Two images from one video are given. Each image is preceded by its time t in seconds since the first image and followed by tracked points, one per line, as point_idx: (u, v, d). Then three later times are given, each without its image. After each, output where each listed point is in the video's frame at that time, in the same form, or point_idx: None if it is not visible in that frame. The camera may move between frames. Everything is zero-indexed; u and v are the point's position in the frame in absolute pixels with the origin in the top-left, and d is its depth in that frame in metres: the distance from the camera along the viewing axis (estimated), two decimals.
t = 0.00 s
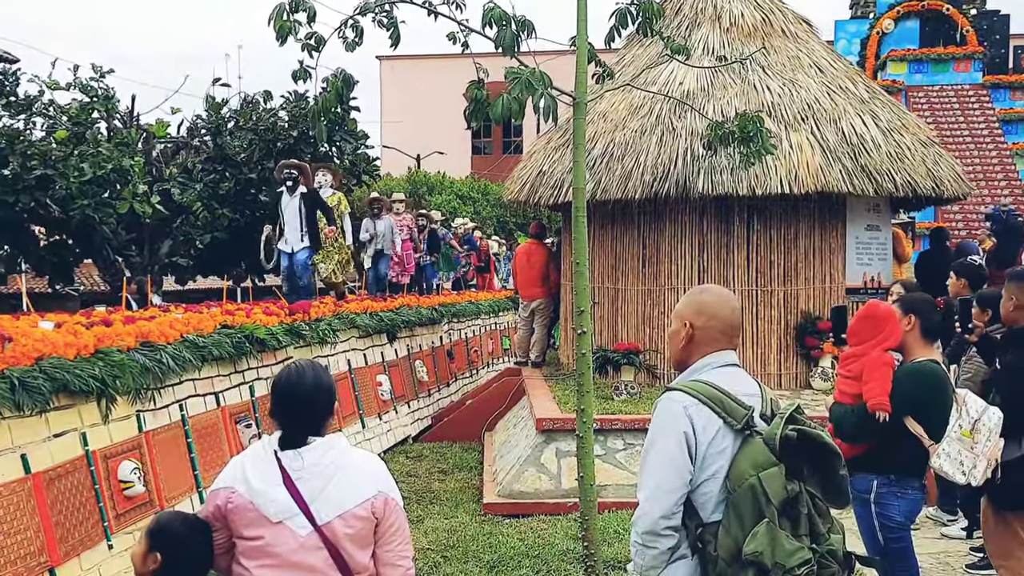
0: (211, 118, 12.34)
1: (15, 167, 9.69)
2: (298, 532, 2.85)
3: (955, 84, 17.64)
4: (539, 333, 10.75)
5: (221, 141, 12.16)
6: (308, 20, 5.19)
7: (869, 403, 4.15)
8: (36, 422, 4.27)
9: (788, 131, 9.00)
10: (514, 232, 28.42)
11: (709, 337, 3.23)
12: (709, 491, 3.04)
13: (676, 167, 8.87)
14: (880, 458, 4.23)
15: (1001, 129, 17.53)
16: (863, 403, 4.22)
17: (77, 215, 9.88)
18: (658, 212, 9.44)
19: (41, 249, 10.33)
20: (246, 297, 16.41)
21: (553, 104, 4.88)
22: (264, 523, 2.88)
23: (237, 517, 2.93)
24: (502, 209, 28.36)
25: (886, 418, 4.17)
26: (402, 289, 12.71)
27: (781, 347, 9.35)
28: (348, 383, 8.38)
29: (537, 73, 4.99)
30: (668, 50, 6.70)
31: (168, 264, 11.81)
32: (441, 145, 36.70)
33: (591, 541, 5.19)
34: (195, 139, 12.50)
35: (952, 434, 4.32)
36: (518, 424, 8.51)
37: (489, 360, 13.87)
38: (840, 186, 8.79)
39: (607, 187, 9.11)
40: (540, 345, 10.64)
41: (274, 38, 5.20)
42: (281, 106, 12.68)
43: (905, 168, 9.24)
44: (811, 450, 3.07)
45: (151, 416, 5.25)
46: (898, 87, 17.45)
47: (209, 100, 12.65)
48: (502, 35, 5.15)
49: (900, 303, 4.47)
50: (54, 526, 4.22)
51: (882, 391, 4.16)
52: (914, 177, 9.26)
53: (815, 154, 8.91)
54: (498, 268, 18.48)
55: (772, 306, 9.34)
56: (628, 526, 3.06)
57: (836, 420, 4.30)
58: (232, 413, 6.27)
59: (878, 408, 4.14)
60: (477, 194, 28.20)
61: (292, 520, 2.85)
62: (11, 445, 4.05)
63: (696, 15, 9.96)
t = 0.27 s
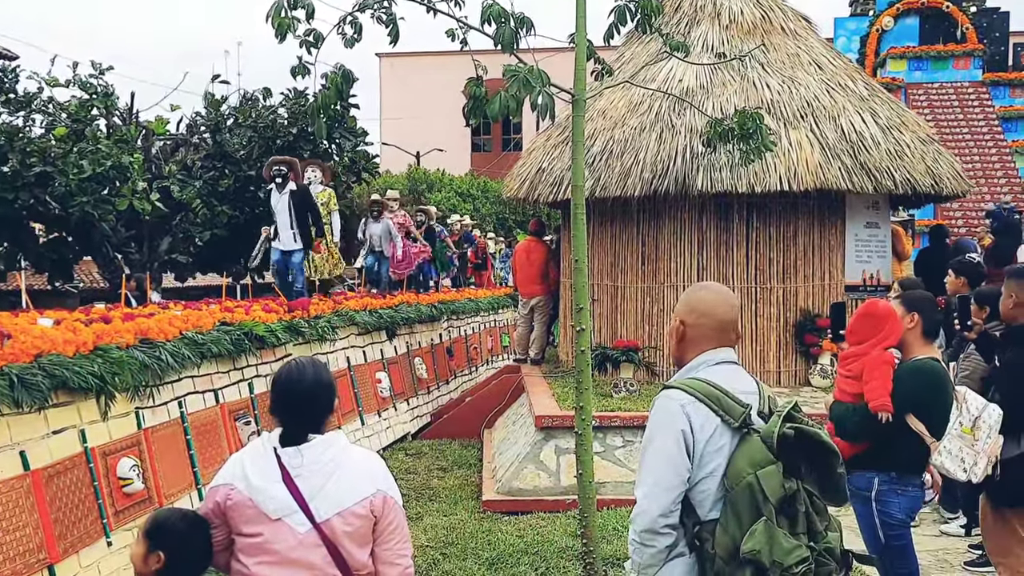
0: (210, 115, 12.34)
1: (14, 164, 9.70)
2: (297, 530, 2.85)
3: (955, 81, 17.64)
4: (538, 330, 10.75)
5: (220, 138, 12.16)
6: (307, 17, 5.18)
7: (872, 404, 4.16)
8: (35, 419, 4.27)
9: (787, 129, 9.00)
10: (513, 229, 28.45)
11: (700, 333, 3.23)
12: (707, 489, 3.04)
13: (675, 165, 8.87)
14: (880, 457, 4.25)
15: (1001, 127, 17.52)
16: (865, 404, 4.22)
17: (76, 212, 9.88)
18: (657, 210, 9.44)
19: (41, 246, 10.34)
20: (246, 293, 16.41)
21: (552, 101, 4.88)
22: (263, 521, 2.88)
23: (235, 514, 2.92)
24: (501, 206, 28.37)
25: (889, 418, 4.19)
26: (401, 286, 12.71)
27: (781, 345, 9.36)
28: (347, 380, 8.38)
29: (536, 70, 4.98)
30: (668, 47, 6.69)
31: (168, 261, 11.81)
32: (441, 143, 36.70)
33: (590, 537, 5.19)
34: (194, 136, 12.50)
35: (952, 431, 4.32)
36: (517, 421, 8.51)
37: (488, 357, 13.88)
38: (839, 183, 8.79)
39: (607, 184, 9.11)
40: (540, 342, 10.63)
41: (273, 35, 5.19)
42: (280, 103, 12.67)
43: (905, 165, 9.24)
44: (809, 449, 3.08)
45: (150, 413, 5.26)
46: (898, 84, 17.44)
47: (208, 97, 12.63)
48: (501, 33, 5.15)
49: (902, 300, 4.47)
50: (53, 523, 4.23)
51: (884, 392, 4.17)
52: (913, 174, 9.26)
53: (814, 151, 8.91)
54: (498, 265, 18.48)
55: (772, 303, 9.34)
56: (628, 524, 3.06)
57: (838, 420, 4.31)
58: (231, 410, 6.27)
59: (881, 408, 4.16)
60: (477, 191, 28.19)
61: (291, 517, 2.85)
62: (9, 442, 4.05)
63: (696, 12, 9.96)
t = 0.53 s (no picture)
0: (213, 113, 12.35)
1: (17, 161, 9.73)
2: (299, 527, 2.86)
3: (957, 80, 17.64)
4: (540, 329, 10.75)
5: (223, 136, 12.17)
6: (309, 15, 5.19)
7: (877, 403, 4.15)
8: (37, 416, 4.28)
9: (790, 128, 8.99)
10: (515, 227, 28.46)
11: (690, 334, 3.26)
12: (703, 487, 3.05)
13: (677, 164, 8.87)
14: (883, 457, 4.25)
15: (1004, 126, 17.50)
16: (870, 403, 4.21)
17: (79, 210, 9.90)
18: (659, 209, 9.45)
19: (43, 243, 10.37)
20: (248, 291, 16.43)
21: (553, 100, 4.88)
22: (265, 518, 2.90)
23: (238, 511, 2.94)
24: (503, 205, 28.39)
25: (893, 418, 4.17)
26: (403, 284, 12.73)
27: (782, 344, 9.38)
28: (349, 378, 8.40)
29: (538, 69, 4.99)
30: (670, 46, 6.69)
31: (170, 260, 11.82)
32: (443, 141, 36.72)
33: (590, 536, 5.20)
34: (197, 134, 12.52)
35: (954, 431, 4.34)
36: (519, 419, 8.53)
37: (490, 356, 13.89)
38: (841, 182, 8.79)
39: (608, 183, 9.11)
40: (541, 341, 10.63)
41: (275, 33, 5.20)
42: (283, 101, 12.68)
43: (907, 164, 9.24)
44: (805, 446, 3.05)
45: (153, 410, 5.27)
46: (900, 84, 17.44)
47: (211, 95, 12.65)
48: (504, 31, 5.15)
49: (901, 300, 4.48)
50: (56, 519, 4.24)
51: (889, 391, 4.16)
52: (916, 173, 9.26)
53: (816, 150, 8.91)
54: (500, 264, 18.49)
55: (773, 302, 9.35)
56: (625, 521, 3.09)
57: (842, 420, 4.29)
58: (233, 407, 6.29)
59: (886, 408, 4.14)
60: (479, 189, 28.19)
61: (293, 515, 2.87)
62: (12, 439, 4.06)
63: (698, 11, 9.96)
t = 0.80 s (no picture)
0: (218, 111, 12.36)
1: (24, 159, 9.78)
2: (305, 524, 2.87)
3: (963, 80, 17.61)
4: (544, 328, 10.75)
5: (228, 134, 12.19)
6: (315, 14, 5.19)
7: (883, 402, 4.18)
8: (44, 413, 4.29)
9: (795, 127, 8.98)
10: (519, 226, 28.46)
11: (695, 334, 3.27)
12: (698, 486, 3.06)
13: (682, 163, 8.86)
14: (889, 456, 4.25)
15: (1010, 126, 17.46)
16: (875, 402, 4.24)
17: (85, 207, 9.93)
18: (664, 208, 9.44)
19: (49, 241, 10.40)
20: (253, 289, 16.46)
21: (559, 99, 4.88)
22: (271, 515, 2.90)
23: (244, 508, 2.94)
24: (507, 203, 28.39)
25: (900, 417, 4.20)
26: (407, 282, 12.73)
27: (787, 343, 9.38)
28: (354, 377, 8.40)
29: (544, 67, 4.99)
30: (676, 45, 6.68)
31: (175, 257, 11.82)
32: (448, 139, 36.73)
33: (595, 535, 5.19)
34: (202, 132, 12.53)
35: (962, 430, 4.29)
36: (523, 418, 8.53)
37: (494, 354, 13.89)
38: (847, 182, 8.77)
39: (613, 182, 9.11)
40: (546, 339, 10.62)
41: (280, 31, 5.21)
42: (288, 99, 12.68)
43: (913, 164, 9.22)
44: (798, 449, 2.96)
45: (158, 408, 5.28)
46: (905, 83, 17.41)
47: (216, 94, 12.66)
48: (510, 29, 5.15)
49: (904, 300, 4.45)
50: (62, 516, 4.26)
51: (894, 390, 4.19)
52: (921, 173, 9.24)
53: (822, 149, 8.89)
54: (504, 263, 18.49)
55: (778, 301, 9.34)
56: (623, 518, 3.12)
57: (848, 420, 4.32)
58: (238, 405, 6.30)
59: (891, 407, 4.17)
60: (483, 187, 28.19)
61: (298, 512, 2.87)
62: (18, 436, 4.07)
63: (704, 10, 9.95)
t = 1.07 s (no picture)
0: (226, 110, 12.38)
1: (31, 158, 9.82)
2: (312, 523, 2.87)
3: (971, 80, 17.57)
4: (551, 327, 10.74)
5: (235, 133, 12.20)
6: (321, 13, 5.19)
7: (888, 402, 4.17)
8: (52, 411, 4.30)
9: (802, 127, 8.96)
10: (526, 226, 28.43)
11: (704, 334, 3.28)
12: (691, 486, 3.08)
13: (690, 163, 8.84)
14: (894, 456, 4.23)
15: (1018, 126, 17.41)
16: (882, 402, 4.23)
17: (92, 206, 9.95)
18: (671, 209, 9.43)
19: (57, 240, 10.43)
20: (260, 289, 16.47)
21: (567, 97, 4.87)
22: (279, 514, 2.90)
23: (251, 507, 2.94)
24: (514, 203, 28.37)
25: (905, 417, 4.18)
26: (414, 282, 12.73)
27: (794, 344, 9.36)
28: (360, 376, 8.41)
29: (552, 66, 4.98)
30: (684, 45, 6.67)
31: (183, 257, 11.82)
32: (455, 139, 36.73)
33: (601, 535, 5.18)
34: (209, 131, 12.55)
35: (968, 432, 4.33)
36: (529, 417, 8.52)
37: (500, 354, 13.89)
38: (854, 182, 8.74)
39: (620, 182, 9.09)
40: (552, 339, 10.61)
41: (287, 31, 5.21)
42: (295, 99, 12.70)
43: (921, 164, 9.19)
44: (777, 451, 2.95)
45: (166, 406, 5.29)
46: (913, 83, 17.37)
47: (224, 93, 12.67)
48: (518, 29, 5.14)
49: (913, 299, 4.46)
50: (70, 515, 4.26)
51: (901, 390, 4.17)
52: (929, 173, 9.21)
53: (829, 149, 8.86)
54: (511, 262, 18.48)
55: (785, 302, 9.33)
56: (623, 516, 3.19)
57: (854, 419, 4.32)
58: (245, 404, 6.30)
59: (897, 406, 4.16)
60: (490, 187, 28.17)
61: (305, 511, 2.87)
62: (26, 435, 4.08)
63: (711, 9, 9.94)
